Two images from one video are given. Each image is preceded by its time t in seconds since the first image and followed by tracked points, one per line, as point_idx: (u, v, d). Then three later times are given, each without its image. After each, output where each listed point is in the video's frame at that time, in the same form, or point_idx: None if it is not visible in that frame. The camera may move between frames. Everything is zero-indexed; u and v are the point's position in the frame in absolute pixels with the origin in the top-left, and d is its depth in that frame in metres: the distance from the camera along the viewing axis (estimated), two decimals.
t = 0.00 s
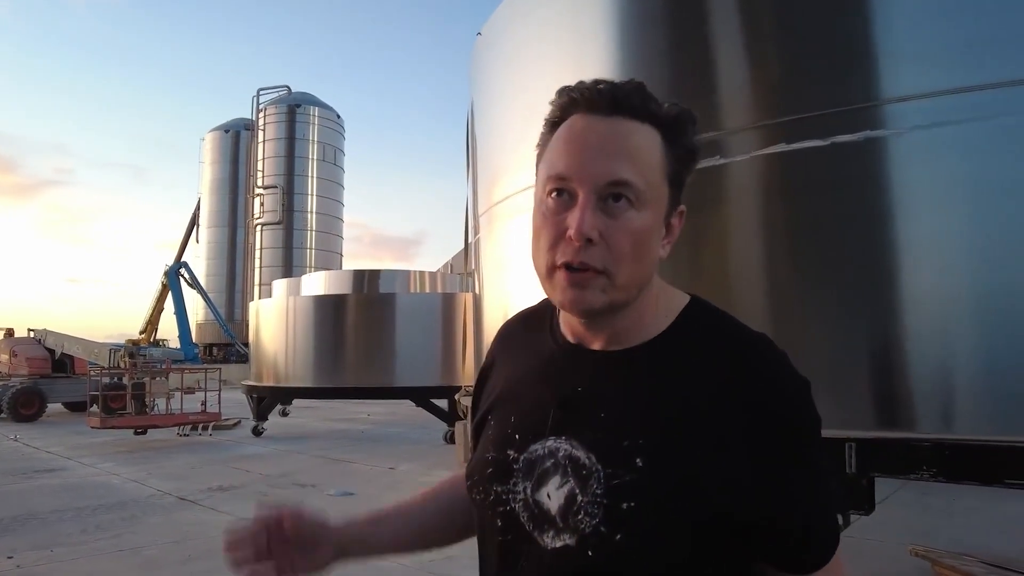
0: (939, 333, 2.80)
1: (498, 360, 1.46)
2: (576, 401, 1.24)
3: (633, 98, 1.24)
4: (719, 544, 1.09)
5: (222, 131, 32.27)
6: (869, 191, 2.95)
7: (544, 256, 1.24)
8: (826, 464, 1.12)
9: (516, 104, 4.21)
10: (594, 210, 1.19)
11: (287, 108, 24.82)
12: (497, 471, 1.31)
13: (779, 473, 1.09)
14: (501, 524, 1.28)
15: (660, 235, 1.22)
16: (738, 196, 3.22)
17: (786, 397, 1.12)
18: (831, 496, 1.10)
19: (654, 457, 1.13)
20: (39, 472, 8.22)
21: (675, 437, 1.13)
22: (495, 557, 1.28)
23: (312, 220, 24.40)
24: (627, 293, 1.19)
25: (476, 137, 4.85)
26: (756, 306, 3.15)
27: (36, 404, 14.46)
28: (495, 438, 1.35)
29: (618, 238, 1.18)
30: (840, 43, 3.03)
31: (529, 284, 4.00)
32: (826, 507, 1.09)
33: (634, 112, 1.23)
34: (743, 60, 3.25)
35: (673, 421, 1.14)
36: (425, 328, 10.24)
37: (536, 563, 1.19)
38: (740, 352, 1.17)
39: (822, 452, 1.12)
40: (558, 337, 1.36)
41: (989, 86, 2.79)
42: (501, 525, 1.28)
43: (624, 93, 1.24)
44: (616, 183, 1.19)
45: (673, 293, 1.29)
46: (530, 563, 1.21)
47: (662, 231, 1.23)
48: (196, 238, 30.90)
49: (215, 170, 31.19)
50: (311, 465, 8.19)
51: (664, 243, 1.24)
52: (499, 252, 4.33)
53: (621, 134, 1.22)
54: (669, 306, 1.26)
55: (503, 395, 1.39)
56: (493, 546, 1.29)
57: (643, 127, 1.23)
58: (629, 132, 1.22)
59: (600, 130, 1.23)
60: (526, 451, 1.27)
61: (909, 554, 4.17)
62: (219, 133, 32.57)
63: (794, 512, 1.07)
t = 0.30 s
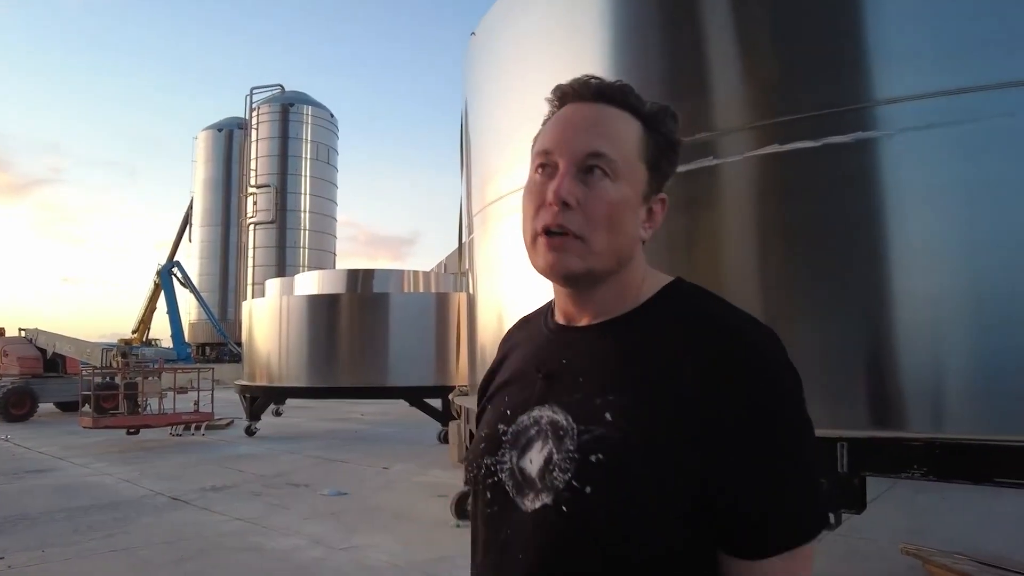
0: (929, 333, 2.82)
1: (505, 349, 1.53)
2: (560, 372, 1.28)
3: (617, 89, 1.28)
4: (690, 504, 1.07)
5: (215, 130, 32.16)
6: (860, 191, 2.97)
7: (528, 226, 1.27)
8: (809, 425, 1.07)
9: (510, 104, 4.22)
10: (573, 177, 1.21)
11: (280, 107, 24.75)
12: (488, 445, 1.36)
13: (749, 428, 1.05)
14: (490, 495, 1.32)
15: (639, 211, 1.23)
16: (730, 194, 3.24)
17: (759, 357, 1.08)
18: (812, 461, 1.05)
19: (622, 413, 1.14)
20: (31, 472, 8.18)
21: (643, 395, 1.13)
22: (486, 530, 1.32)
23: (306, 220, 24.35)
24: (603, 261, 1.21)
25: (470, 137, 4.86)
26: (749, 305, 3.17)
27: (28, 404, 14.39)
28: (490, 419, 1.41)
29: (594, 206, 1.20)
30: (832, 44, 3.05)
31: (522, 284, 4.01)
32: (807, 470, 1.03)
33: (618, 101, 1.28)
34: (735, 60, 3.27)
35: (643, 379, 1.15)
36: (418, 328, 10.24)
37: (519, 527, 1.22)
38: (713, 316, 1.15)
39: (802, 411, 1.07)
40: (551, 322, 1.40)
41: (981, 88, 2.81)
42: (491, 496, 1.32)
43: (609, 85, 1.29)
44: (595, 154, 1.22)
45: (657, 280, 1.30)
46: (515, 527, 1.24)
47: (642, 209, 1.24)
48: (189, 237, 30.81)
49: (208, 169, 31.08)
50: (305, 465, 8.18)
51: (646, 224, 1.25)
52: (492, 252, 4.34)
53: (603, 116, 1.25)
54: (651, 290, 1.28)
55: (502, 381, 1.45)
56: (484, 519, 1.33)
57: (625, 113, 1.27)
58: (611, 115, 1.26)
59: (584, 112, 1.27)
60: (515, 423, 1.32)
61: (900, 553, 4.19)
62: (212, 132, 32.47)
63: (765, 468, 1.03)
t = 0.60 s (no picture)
0: (912, 334, 2.85)
1: (502, 352, 1.63)
2: (536, 359, 1.38)
3: (527, 107, 1.41)
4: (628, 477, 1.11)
5: (205, 129, 32.00)
6: (845, 193, 3.00)
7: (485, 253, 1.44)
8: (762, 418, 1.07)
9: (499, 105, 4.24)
10: (496, 202, 1.37)
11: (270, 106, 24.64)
12: (469, 426, 1.46)
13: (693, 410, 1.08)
14: (465, 472, 1.41)
15: (568, 206, 1.33)
16: (717, 195, 3.27)
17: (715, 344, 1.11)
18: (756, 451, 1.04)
19: (578, 389, 1.21)
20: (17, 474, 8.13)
21: (599, 374, 1.20)
22: (459, 504, 1.40)
23: (296, 219, 24.27)
24: (542, 264, 1.33)
25: (460, 137, 4.88)
26: (734, 306, 3.20)
27: (15, 404, 14.27)
28: (475, 404, 1.51)
29: (518, 220, 1.34)
30: (819, 47, 3.08)
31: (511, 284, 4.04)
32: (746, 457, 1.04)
33: (531, 117, 1.40)
34: (723, 62, 3.30)
35: (600, 360, 1.22)
36: (409, 328, 10.24)
37: (482, 497, 1.30)
38: (677, 306, 1.20)
39: (751, 403, 1.07)
40: (540, 320, 1.51)
41: (968, 91, 2.84)
42: (465, 473, 1.41)
43: (524, 105, 1.42)
44: (509, 173, 1.36)
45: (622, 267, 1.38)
46: (480, 496, 1.32)
47: (575, 203, 1.33)
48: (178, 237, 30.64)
49: (197, 168, 30.92)
50: (294, 466, 8.17)
51: (584, 215, 1.34)
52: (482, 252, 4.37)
53: (516, 136, 1.39)
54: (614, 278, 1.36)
55: (494, 372, 1.55)
56: (458, 494, 1.41)
57: (538, 124, 1.38)
58: (523, 133, 1.38)
59: (503, 138, 1.42)
60: (493, 406, 1.41)
61: (885, 551, 4.23)
62: (201, 131, 32.31)
63: (701, 448, 1.05)
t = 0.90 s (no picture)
0: (896, 333, 2.88)
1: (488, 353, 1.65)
2: (513, 358, 1.39)
3: (516, 109, 1.42)
4: (596, 468, 1.13)
5: (191, 127, 31.79)
6: (829, 193, 3.03)
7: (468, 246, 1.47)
8: (723, 402, 1.08)
9: (487, 104, 4.25)
10: (478, 199, 1.39)
11: (256, 105, 24.51)
12: (451, 426, 1.47)
13: (652, 400, 1.08)
14: (447, 471, 1.43)
15: (545, 209, 1.34)
16: (703, 196, 3.30)
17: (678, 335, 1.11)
18: (718, 438, 1.05)
19: (550, 385, 1.22)
20: None
21: (568, 370, 1.21)
22: (442, 502, 1.42)
23: (282, 218, 24.13)
24: (515, 263, 1.35)
25: (447, 136, 4.88)
26: (719, 307, 3.23)
27: None
28: (458, 405, 1.52)
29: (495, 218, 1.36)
30: (802, 49, 3.11)
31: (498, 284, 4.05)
32: (708, 444, 1.04)
33: (518, 120, 1.41)
34: (708, 63, 3.32)
35: (570, 356, 1.22)
36: (396, 328, 10.22)
37: (459, 494, 1.32)
38: (643, 297, 1.20)
39: (713, 392, 1.08)
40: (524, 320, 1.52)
41: (950, 93, 2.88)
42: (447, 472, 1.42)
43: (514, 107, 1.43)
44: (490, 172, 1.38)
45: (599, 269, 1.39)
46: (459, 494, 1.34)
47: (551, 206, 1.35)
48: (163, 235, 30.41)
49: (183, 166, 30.70)
50: (280, 466, 8.13)
51: (561, 218, 1.35)
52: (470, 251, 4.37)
53: (502, 137, 1.41)
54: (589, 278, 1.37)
55: (476, 372, 1.57)
56: (441, 493, 1.43)
57: (523, 128, 1.40)
58: (508, 135, 1.40)
59: (490, 139, 1.44)
60: (472, 405, 1.42)
61: (869, 548, 4.27)
62: (187, 129, 32.09)
63: (661, 437, 1.06)
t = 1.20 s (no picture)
0: (892, 332, 2.89)
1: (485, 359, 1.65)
2: (507, 362, 1.38)
3: (526, 110, 1.42)
4: (590, 466, 1.12)
5: (184, 125, 31.67)
6: (825, 193, 3.04)
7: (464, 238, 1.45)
8: (713, 394, 1.07)
9: (483, 103, 4.24)
10: (479, 193, 1.37)
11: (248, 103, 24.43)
12: (449, 433, 1.47)
13: (643, 395, 1.08)
14: (447, 477, 1.42)
15: (547, 212, 1.34)
16: (698, 196, 3.30)
17: (664, 331, 1.11)
18: (709, 431, 1.04)
19: (541, 386, 1.22)
20: None
21: (558, 370, 1.20)
22: (443, 509, 1.41)
23: (275, 217, 24.03)
24: (511, 262, 1.35)
25: (443, 135, 4.87)
26: (714, 308, 3.23)
27: None
28: (455, 412, 1.52)
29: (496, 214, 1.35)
30: (798, 50, 3.11)
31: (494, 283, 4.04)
32: (702, 436, 1.03)
33: (527, 121, 1.40)
34: (705, 62, 3.32)
35: (561, 356, 1.22)
36: (390, 327, 10.19)
37: (458, 498, 1.31)
38: (631, 295, 1.19)
39: (703, 386, 1.07)
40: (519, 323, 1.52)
41: (947, 94, 2.88)
42: (446, 477, 1.42)
43: (523, 109, 1.42)
44: (495, 169, 1.36)
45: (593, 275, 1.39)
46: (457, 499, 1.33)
47: (552, 210, 1.34)
48: (155, 234, 30.26)
49: (175, 164, 30.56)
50: (273, 465, 8.10)
51: (560, 223, 1.35)
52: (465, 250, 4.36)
53: (509, 135, 1.39)
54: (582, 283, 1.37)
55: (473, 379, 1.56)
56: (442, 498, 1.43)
57: (531, 129, 1.39)
58: (516, 135, 1.39)
59: (496, 136, 1.42)
60: (468, 411, 1.42)
61: (863, 548, 4.28)
62: (178, 127, 31.94)
63: (655, 432, 1.05)
